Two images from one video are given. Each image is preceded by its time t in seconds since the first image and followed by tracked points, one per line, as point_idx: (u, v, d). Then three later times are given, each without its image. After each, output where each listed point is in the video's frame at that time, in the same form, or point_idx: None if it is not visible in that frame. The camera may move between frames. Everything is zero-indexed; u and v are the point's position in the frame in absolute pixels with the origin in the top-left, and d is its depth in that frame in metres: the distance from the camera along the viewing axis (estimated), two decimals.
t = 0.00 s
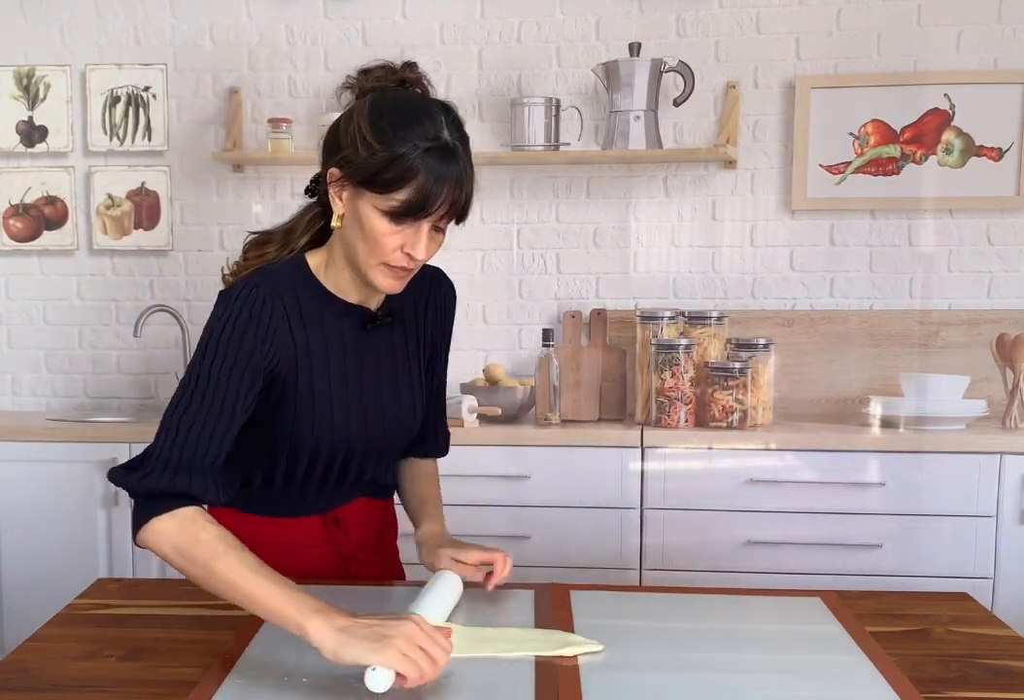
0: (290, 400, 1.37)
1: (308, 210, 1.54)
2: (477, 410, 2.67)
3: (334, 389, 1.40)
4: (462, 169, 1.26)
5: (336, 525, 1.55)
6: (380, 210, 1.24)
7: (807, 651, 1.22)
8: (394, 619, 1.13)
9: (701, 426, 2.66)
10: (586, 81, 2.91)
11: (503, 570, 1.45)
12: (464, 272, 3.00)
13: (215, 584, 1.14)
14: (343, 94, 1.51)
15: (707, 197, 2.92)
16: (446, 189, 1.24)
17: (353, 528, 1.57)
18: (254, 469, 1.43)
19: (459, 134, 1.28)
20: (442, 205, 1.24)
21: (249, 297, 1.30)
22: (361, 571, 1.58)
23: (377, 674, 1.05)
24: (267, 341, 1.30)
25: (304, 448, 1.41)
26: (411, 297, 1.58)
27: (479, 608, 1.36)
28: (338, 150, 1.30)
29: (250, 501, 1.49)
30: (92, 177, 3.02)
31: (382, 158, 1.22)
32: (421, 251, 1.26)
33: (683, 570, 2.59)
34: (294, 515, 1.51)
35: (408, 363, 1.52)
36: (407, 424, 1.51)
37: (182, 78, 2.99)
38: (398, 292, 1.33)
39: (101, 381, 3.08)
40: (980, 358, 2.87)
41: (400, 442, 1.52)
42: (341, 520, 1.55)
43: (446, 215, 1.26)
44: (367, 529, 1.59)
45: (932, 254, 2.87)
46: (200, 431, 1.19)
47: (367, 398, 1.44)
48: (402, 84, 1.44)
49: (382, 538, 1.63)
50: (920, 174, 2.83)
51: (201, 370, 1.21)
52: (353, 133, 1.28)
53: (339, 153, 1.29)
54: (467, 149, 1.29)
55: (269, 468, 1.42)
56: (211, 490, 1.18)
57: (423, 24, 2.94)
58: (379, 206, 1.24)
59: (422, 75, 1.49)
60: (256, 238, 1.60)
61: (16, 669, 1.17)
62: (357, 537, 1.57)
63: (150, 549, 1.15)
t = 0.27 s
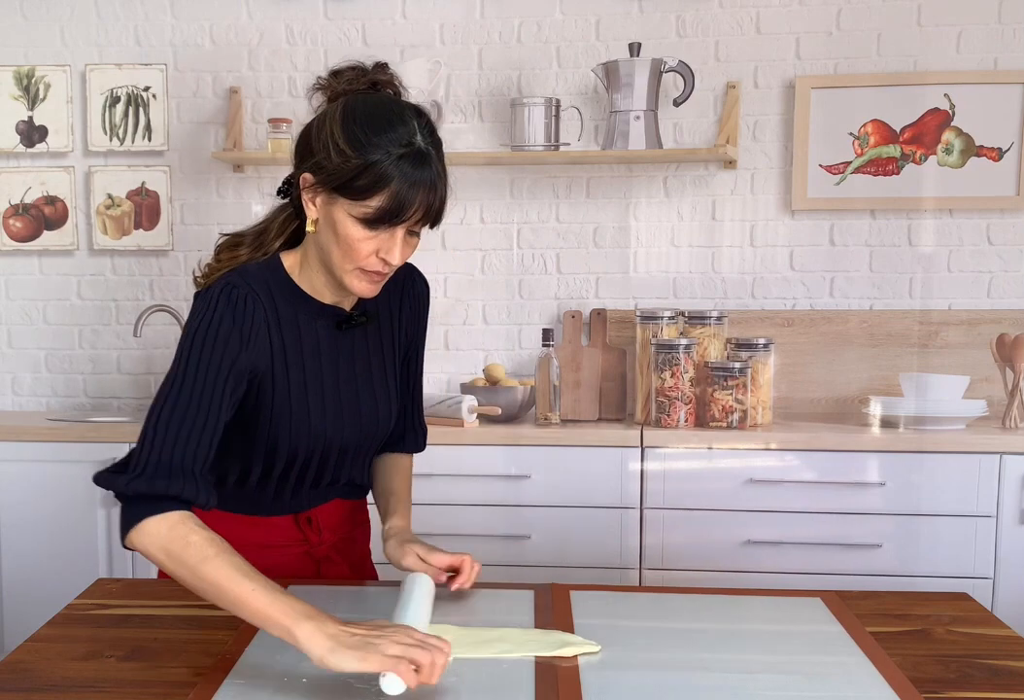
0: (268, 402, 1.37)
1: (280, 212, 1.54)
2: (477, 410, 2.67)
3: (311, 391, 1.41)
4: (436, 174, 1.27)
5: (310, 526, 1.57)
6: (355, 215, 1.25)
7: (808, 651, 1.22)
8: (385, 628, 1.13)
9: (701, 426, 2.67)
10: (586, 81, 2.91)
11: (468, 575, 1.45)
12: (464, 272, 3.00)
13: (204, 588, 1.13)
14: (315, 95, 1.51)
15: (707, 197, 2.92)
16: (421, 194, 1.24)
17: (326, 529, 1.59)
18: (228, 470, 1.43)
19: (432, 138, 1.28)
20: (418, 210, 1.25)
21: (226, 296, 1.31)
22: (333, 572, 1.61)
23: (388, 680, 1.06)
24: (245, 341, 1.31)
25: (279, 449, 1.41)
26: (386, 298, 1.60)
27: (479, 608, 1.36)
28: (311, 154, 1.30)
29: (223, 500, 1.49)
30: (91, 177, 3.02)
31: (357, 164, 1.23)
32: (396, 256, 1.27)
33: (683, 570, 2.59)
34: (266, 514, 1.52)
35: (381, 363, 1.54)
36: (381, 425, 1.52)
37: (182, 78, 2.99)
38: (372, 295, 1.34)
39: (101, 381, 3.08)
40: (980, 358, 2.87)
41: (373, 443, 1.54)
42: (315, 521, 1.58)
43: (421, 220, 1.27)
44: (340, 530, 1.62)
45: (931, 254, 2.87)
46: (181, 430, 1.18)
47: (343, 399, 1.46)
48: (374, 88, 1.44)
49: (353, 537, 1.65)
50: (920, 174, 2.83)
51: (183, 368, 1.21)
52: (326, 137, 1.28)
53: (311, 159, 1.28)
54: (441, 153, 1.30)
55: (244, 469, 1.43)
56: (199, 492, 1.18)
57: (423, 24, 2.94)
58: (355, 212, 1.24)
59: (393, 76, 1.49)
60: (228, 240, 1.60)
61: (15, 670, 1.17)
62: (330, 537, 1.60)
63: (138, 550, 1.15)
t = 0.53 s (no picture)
0: (230, 391, 1.43)
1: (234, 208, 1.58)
2: (477, 410, 2.67)
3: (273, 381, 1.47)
4: (400, 159, 1.33)
5: (284, 520, 1.57)
6: (326, 207, 1.31)
7: (809, 651, 1.22)
8: (267, 629, 1.15)
9: (701, 426, 2.67)
10: (586, 81, 2.91)
11: (417, 580, 1.43)
12: (464, 272, 3.00)
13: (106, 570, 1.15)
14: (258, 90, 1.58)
15: (707, 197, 2.92)
16: (390, 182, 1.31)
17: (301, 523, 1.59)
18: (198, 463, 1.48)
19: (390, 124, 1.34)
20: (387, 197, 1.32)
21: (186, 289, 1.37)
22: (312, 570, 1.61)
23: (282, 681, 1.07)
24: (203, 330, 1.37)
25: (246, 439, 1.46)
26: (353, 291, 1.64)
27: (478, 608, 1.36)
28: (273, 150, 1.35)
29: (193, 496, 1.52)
30: (91, 177, 3.02)
31: (325, 158, 1.28)
32: (369, 242, 1.34)
33: (683, 570, 2.59)
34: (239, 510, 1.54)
35: (348, 354, 1.58)
36: (351, 414, 1.57)
37: (182, 78, 2.99)
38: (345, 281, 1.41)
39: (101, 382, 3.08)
40: (980, 358, 2.87)
41: (344, 435, 1.58)
42: (288, 514, 1.58)
43: (390, 206, 1.34)
44: (316, 526, 1.62)
45: (931, 254, 2.87)
46: (118, 413, 1.22)
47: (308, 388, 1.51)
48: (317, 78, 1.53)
49: (332, 534, 1.65)
50: (920, 174, 2.83)
51: (132, 354, 1.26)
52: (287, 133, 1.33)
53: (275, 156, 1.33)
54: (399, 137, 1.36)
55: (214, 462, 1.48)
56: (131, 480, 1.21)
57: (423, 24, 2.94)
58: (325, 204, 1.31)
59: (332, 65, 1.57)
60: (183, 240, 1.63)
61: (14, 670, 1.17)
62: (305, 532, 1.60)
63: (56, 526, 1.17)
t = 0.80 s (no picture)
0: (216, 386, 1.44)
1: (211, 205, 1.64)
2: (477, 410, 2.67)
3: (258, 374, 1.48)
4: (374, 147, 1.35)
5: (276, 513, 1.58)
6: (302, 194, 1.33)
7: (809, 651, 1.22)
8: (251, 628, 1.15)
9: (701, 426, 2.67)
10: (586, 81, 2.91)
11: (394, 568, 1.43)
12: (464, 272, 3.00)
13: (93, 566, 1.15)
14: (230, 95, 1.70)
15: (707, 197, 2.92)
16: (365, 169, 1.33)
17: (294, 517, 1.60)
18: (185, 460, 1.48)
19: (363, 114, 1.37)
20: (363, 184, 1.35)
21: (167, 286, 1.38)
22: (305, 568, 1.62)
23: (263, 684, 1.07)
24: (186, 325, 1.38)
25: (233, 433, 1.47)
26: (330, 283, 1.65)
27: (478, 608, 1.37)
28: (249, 142, 1.37)
29: (181, 494, 1.52)
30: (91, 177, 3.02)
31: (300, 145, 1.31)
32: (345, 228, 1.35)
33: (683, 570, 2.59)
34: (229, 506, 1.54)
35: (330, 346, 1.60)
36: (335, 406, 1.59)
37: (182, 78, 2.99)
38: (324, 270, 1.43)
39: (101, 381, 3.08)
40: (980, 358, 2.87)
41: (330, 427, 1.59)
42: (281, 507, 1.58)
43: (365, 193, 1.36)
44: (308, 519, 1.62)
45: (931, 254, 2.87)
46: (104, 407, 1.23)
47: (292, 381, 1.52)
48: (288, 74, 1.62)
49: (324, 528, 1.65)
50: (920, 174, 2.83)
51: (118, 353, 1.27)
52: (262, 124, 1.35)
53: (251, 146, 1.36)
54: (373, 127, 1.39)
55: (202, 458, 1.48)
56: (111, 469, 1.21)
57: (423, 24, 2.94)
58: (301, 191, 1.33)
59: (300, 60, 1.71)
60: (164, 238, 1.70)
61: (14, 670, 1.17)
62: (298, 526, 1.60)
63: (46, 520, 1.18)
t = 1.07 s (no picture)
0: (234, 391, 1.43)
1: (222, 206, 1.57)
2: (477, 410, 2.67)
3: (274, 378, 1.47)
4: (384, 150, 1.33)
5: (283, 515, 1.57)
6: (308, 192, 1.30)
7: (809, 651, 1.22)
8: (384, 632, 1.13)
9: (701, 426, 2.67)
10: (586, 81, 2.91)
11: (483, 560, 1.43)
12: (464, 272, 3.00)
13: (222, 586, 1.17)
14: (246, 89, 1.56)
15: (707, 197, 2.92)
16: (372, 170, 1.30)
17: (300, 519, 1.59)
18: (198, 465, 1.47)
19: (374, 117, 1.35)
20: (369, 186, 1.31)
21: (184, 291, 1.36)
22: (310, 567, 1.63)
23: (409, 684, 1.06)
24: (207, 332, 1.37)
25: (246, 438, 1.46)
26: (337, 284, 1.63)
27: (478, 608, 1.37)
28: (258, 140, 1.35)
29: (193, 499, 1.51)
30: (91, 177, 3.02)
31: (306, 143, 1.28)
32: (350, 229, 1.32)
33: (683, 570, 2.59)
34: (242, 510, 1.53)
35: (340, 347, 1.58)
36: (345, 409, 1.58)
37: (182, 78, 2.99)
38: (330, 274, 1.39)
39: (101, 381, 3.08)
40: (980, 358, 2.87)
41: (340, 429, 1.58)
42: (287, 509, 1.57)
43: (372, 195, 1.33)
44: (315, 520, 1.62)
45: (931, 254, 2.87)
46: (168, 422, 1.26)
47: (306, 384, 1.51)
48: (304, 74, 1.48)
49: (330, 529, 1.65)
50: (920, 174, 2.83)
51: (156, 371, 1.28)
52: (271, 122, 1.33)
53: (259, 144, 1.34)
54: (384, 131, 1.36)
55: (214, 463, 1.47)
56: (207, 478, 1.25)
57: (423, 25, 2.94)
58: (307, 190, 1.30)
59: (319, 63, 1.54)
60: (177, 241, 1.65)
61: (14, 670, 1.17)
62: (304, 528, 1.60)
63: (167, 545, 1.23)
